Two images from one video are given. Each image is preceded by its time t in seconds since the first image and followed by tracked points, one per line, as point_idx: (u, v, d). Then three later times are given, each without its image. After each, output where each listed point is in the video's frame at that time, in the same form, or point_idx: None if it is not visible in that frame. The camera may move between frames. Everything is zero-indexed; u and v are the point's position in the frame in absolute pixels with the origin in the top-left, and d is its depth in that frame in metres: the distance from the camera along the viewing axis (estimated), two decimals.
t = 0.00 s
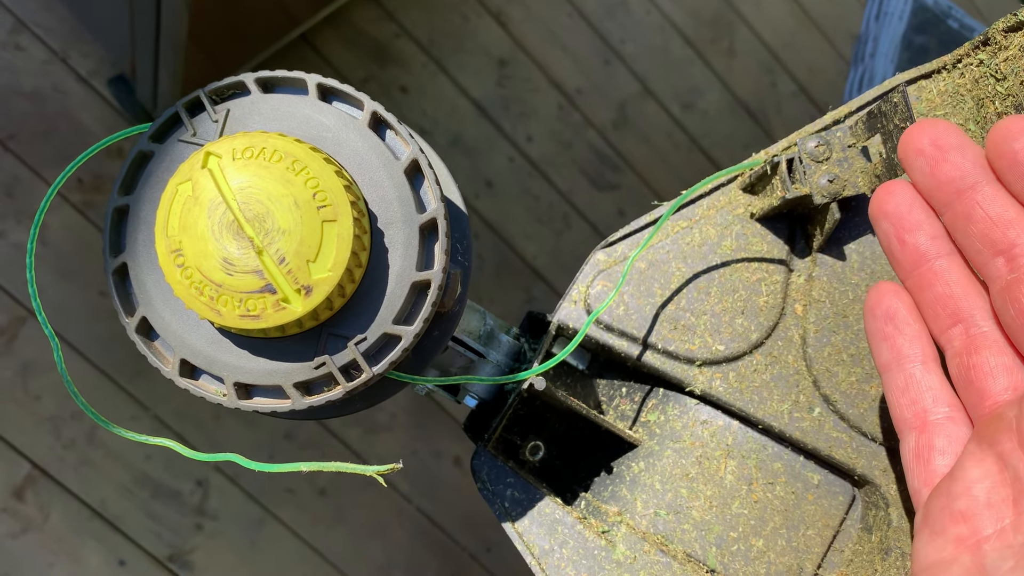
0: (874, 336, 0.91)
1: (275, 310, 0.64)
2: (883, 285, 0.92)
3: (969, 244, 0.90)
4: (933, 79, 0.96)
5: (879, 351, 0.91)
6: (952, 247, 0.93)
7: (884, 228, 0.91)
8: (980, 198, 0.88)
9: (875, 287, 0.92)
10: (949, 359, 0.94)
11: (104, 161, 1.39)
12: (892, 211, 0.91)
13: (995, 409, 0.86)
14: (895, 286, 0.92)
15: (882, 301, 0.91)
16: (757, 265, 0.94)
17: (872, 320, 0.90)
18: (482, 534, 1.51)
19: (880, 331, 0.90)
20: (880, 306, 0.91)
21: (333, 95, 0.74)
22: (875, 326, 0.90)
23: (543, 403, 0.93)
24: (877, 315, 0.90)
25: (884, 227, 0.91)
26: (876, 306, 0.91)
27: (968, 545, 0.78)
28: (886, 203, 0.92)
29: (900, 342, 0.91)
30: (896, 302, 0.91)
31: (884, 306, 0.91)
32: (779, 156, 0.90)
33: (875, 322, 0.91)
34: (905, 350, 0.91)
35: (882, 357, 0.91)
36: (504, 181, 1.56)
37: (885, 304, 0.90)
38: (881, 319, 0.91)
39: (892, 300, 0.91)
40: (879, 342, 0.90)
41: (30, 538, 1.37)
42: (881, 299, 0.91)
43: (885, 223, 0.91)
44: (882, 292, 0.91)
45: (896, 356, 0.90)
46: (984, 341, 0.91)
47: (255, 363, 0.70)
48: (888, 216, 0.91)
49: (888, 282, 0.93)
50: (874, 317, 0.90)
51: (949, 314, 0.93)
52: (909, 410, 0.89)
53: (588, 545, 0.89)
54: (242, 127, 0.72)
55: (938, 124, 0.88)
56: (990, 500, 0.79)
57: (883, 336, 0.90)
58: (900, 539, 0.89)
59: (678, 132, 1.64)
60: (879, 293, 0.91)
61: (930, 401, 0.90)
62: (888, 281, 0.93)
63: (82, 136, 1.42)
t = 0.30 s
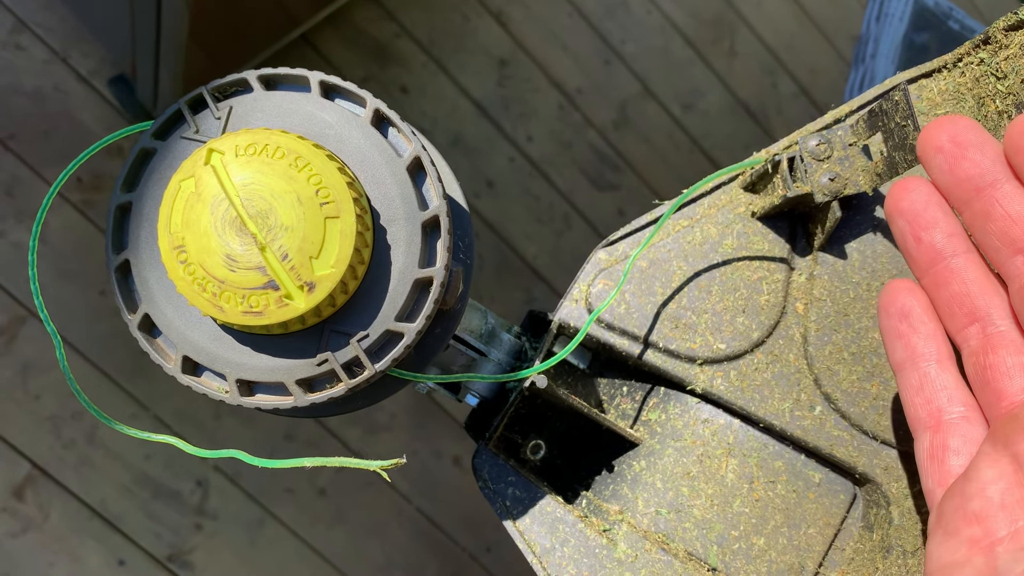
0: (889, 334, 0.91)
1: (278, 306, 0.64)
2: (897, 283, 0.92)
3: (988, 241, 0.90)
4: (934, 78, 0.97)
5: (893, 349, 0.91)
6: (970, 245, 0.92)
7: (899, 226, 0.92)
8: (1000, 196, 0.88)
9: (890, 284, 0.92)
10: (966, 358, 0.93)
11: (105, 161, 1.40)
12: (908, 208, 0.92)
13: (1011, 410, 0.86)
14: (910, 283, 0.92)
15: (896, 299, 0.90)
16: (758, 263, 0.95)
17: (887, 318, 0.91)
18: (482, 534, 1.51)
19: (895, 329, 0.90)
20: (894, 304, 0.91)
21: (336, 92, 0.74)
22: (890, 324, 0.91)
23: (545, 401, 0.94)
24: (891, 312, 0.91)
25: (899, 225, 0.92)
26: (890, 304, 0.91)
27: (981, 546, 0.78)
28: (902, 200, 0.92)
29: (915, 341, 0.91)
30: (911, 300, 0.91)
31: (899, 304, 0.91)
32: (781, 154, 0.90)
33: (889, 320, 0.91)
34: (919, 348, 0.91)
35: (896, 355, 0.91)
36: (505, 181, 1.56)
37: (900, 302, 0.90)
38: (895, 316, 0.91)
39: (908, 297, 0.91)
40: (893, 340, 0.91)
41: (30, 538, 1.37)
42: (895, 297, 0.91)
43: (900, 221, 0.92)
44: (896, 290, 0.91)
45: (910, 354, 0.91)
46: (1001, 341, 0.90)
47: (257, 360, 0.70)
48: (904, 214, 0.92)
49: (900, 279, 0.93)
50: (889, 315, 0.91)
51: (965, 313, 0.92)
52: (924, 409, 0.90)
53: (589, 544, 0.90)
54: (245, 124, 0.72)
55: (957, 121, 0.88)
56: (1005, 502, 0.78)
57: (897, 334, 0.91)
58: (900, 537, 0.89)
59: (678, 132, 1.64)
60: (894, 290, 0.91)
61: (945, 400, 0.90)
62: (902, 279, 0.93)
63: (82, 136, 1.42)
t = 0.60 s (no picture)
0: (886, 337, 0.91)
1: (277, 313, 0.64)
2: (894, 285, 0.92)
3: (985, 244, 0.91)
4: (934, 82, 0.97)
5: (890, 352, 0.91)
6: (966, 247, 0.93)
7: (896, 229, 0.92)
8: (998, 199, 0.89)
9: (886, 287, 0.92)
10: (962, 359, 0.94)
11: (105, 162, 1.39)
12: (905, 211, 0.91)
13: (1008, 411, 0.86)
14: (907, 286, 0.92)
15: (894, 302, 0.90)
16: (758, 267, 0.94)
17: (884, 321, 0.91)
18: (482, 535, 1.51)
19: (892, 331, 0.90)
20: (891, 307, 0.91)
21: (334, 97, 0.74)
22: (887, 326, 0.90)
23: (545, 405, 0.92)
24: (888, 315, 0.90)
25: (896, 228, 0.92)
26: (887, 307, 0.91)
27: (979, 547, 0.78)
28: (898, 203, 0.92)
29: (912, 342, 0.91)
30: (908, 303, 0.91)
31: (896, 307, 0.91)
32: (781, 159, 0.89)
33: (886, 322, 0.91)
34: (915, 350, 0.91)
35: (893, 357, 0.91)
36: (505, 182, 1.56)
37: (896, 304, 0.90)
38: (892, 319, 0.91)
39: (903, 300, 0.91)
40: (890, 342, 0.91)
41: (30, 540, 1.37)
42: (892, 299, 0.91)
43: (897, 223, 0.92)
44: (893, 293, 0.91)
45: (907, 357, 0.91)
46: (998, 342, 0.90)
47: (256, 366, 0.70)
48: (900, 217, 0.91)
49: (898, 282, 0.93)
50: (886, 318, 0.91)
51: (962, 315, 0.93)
52: (920, 411, 0.89)
53: (589, 549, 0.89)
54: (243, 130, 0.72)
55: (955, 123, 0.89)
56: (1002, 503, 0.78)
57: (894, 336, 0.90)
58: (901, 543, 0.89)
59: (678, 133, 1.64)
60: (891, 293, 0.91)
61: (942, 401, 0.90)
62: (900, 281, 0.93)
63: (82, 137, 1.42)
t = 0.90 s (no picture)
0: (882, 338, 0.90)
1: (270, 320, 0.63)
2: (889, 285, 0.91)
3: (982, 245, 0.91)
4: (932, 85, 0.96)
5: (887, 353, 0.90)
6: (962, 248, 0.92)
7: (892, 229, 0.91)
8: (996, 200, 0.88)
9: (882, 288, 0.92)
10: (958, 361, 0.93)
11: (103, 164, 1.39)
12: (900, 211, 0.91)
13: (1005, 413, 0.86)
14: (903, 287, 0.91)
15: (889, 302, 0.90)
16: (756, 272, 0.94)
17: (880, 322, 0.90)
18: (481, 537, 1.50)
19: (887, 333, 0.89)
20: (887, 308, 0.90)
21: (328, 103, 0.73)
22: (883, 327, 0.90)
23: (541, 411, 0.94)
24: (884, 316, 0.90)
25: (891, 228, 0.91)
26: (884, 308, 0.90)
27: (975, 550, 0.78)
28: (894, 203, 0.91)
29: (907, 343, 0.90)
30: (902, 304, 0.90)
31: (892, 308, 0.90)
32: (778, 162, 0.89)
33: (882, 323, 0.90)
34: (910, 352, 0.90)
35: (889, 359, 0.90)
36: (504, 183, 1.55)
37: (893, 305, 0.90)
38: (889, 320, 0.90)
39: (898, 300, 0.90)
40: (886, 343, 0.90)
41: (28, 542, 1.37)
42: (888, 300, 0.90)
43: (892, 224, 0.91)
44: (889, 294, 0.90)
45: (903, 358, 0.90)
46: (994, 344, 0.90)
47: (249, 374, 0.69)
48: (896, 217, 0.90)
49: (894, 283, 0.93)
50: (883, 319, 0.90)
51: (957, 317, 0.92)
52: (916, 413, 0.89)
53: (586, 555, 0.89)
54: (236, 135, 0.72)
55: (953, 123, 0.88)
56: (999, 506, 0.78)
57: (890, 337, 0.90)
58: (900, 549, 0.89)
59: (678, 133, 1.63)
60: (885, 293, 0.90)
61: (938, 403, 0.90)
62: (895, 281, 0.93)
63: (80, 139, 1.41)
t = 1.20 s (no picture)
0: (888, 323, 0.91)
1: (260, 322, 0.64)
2: (897, 270, 0.92)
3: (994, 231, 0.90)
4: (923, 88, 0.95)
5: (893, 338, 0.91)
6: (973, 234, 0.92)
7: (901, 213, 0.92)
8: (1007, 184, 0.88)
9: (889, 273, 0.93)
10: (967, 348, 0.93)
11: (103, 164, 1.40)
12: (909, 195, 0.91)
13: (1012, 401, 0.86)
14: (909, 272, 0.92)
15: (896, 287, 0.91)
16: (747, 273, 0.94)
17: (886, 306, 0.91)
18: (479, 535, 1.51)
19: (893, 317, 0.91)
20: (893, 293, 0.91)
21: (319, 106, 0.74)
22: (889, 312, 0.91)
23: (534, 411, 0.94)
24: (890, 301, 0.91)
25: (900, 213, 0.92)
26: (890, 293, 0.91)
27: (981, 537, 0.79)
28: (902, 187, 0.91)
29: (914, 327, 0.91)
30: (908, 289, 0.91)
31: (898, 293, 0.91)
32: (769, 164, 0.89)
33: (888, 308, 0.91)
34: (916, 337, 0.91)
35: (895, 344, 0.91)
36: (502, 183, 1.56)
37: (898, 290, 0.91)
38: (894, 305, 0.91)
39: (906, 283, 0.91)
40: (892, 329, 0.91)
41: (27, 541, 1.37)
42: (894, 285, 0.91)
43: (900, 208, 0.92)
44: (895, 279, 0.91)
45: (909, 343, 0.91)
46: (1003, 330, 0.90)
47: (241, 375, 0.70)
48: (904, 202, 0.91)
49: (901, 268, 0.93)
50: (888, 304, 0.91)
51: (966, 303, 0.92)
52: (922, 398, 0.90)
53: (578, 554, 0.90)
54: (228, 138, 0.72)
55: (964, 107, 0.89)
56: (1006, 493, 0.79)
57: (896, 322, 0.91)
58: (888, 548, 0.90)
59: (675, 133, 1.64)
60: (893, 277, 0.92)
61: (945, 389, 0.91)
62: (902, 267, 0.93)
63: (79, 139, 1.42)
